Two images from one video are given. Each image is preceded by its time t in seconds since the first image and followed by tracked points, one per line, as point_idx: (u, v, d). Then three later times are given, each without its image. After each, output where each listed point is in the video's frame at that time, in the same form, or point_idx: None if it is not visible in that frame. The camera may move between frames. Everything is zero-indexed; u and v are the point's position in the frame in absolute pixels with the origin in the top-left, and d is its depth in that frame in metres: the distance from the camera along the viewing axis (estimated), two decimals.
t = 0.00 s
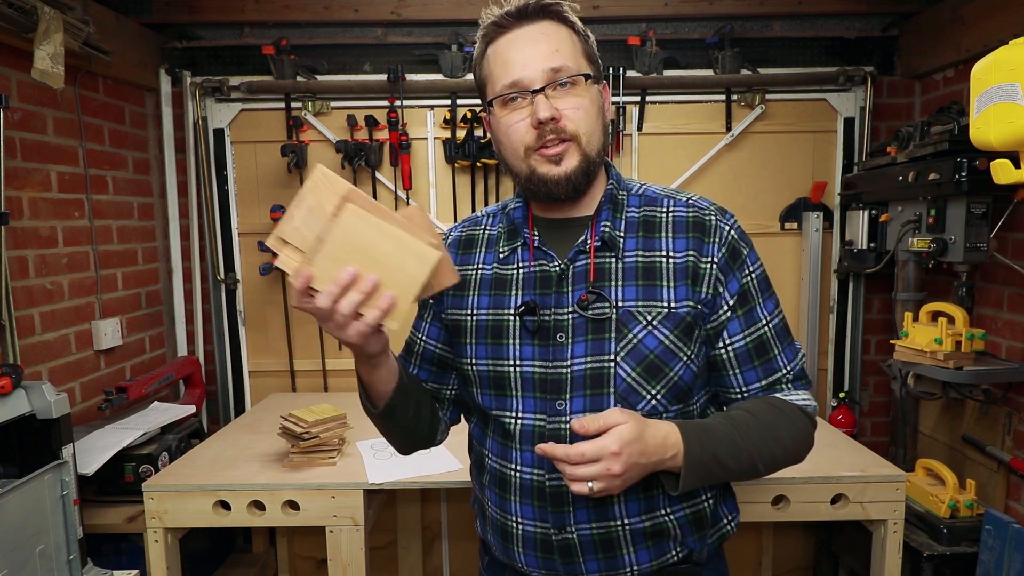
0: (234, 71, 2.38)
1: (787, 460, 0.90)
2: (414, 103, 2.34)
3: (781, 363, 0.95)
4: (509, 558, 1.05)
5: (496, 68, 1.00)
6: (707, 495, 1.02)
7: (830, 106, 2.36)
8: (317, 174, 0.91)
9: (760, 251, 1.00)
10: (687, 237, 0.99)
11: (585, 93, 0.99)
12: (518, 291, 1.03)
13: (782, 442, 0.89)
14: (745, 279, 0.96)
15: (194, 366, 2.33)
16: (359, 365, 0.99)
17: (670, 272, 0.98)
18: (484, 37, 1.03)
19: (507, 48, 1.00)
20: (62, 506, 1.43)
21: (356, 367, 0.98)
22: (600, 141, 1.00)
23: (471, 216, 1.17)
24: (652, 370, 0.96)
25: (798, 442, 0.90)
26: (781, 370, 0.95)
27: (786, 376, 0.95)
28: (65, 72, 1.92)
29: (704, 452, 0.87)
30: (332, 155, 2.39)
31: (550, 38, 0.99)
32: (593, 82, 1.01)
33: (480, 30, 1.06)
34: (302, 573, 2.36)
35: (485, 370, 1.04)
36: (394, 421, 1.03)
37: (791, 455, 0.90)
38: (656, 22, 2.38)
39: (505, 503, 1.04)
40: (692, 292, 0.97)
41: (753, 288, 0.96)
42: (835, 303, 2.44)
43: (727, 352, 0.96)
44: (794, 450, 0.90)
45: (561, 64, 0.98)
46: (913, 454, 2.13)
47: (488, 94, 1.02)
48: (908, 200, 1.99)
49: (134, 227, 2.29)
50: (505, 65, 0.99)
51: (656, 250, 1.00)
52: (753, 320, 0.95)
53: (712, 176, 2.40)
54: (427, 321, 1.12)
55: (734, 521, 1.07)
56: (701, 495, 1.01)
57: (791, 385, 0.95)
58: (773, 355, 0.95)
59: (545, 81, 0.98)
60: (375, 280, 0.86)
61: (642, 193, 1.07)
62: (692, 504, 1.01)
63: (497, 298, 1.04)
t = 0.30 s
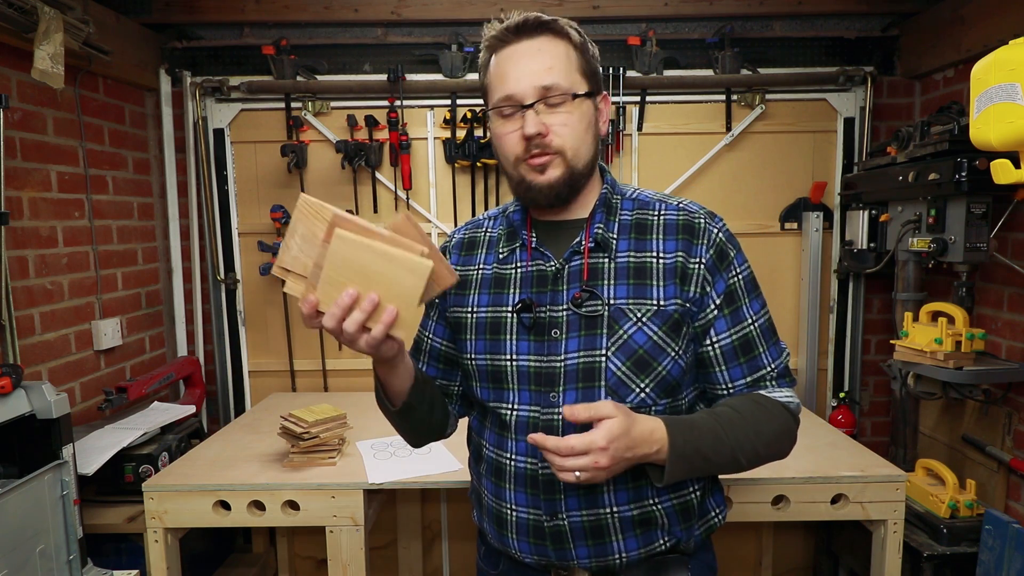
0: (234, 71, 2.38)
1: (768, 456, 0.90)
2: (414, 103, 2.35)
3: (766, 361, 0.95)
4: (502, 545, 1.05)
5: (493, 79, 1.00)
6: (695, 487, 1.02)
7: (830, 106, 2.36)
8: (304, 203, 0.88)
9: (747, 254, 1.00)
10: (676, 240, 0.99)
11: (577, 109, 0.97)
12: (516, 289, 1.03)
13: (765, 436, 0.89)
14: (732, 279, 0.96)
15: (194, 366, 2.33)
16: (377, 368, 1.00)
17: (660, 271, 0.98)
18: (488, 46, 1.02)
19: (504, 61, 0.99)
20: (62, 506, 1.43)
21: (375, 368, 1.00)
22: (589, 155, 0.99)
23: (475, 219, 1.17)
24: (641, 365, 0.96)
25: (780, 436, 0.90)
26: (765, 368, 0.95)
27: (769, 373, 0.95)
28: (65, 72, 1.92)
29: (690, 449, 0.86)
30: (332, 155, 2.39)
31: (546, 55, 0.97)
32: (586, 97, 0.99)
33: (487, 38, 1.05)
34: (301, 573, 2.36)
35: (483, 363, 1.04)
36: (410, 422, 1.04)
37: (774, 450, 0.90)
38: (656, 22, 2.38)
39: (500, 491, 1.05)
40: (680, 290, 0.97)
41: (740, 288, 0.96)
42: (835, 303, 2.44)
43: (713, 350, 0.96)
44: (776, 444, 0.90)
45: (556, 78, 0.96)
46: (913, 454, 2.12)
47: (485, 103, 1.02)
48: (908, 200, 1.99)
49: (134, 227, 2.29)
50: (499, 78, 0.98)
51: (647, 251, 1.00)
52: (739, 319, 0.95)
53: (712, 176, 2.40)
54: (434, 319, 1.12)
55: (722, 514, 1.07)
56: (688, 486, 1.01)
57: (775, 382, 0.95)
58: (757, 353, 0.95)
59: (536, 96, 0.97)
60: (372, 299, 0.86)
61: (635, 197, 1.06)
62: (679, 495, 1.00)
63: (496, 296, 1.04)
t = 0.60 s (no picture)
0: (234, 71, 2.38)
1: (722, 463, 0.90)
2: (414, 103, 2.34)
3: (738, 361, 0.93)
4: (493, 526, 1.08)
5: (500, 88, 0.99)
6: (680, 479, 1.00)
7: (830, 105, 2.36)
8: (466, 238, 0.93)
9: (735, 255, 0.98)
10: (666, 238, 0.99)
11: (581, 127, 0.98)
12: (514, 282, 1.05)
13: (723, 446, 0.88)
14: (713, 277, 0.95)
15: (194, 366, 2.33)
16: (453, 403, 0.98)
17: (647, 268, 0.98)
18: (497, 54, 1.01)
19: (512, 73, 0.97)
20: (62, 506, 1.43)
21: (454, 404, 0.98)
22: (589, 168, 1.01)
23: (482, 219, 1.19)
24: (623, 355, 0.96)
25: (742, 446, 0.89)
26: (737, 368, 0.93)
27: (739, 374, 0.93)
28: (65, 72, 1.92)
29: (640, 452, 0.87)
30: (332, 155, 2.39)
31: (553, 72, 0.96)
32: (590, 114, 0.99)
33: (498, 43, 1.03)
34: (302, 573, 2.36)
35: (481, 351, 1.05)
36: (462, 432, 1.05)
37: (734, 457, 0.90)
38: (656, 22, 2.38)
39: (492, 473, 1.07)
40: (664, 285, 0.97)
41: (720, 287, 0.95)
42: (835, 303, 2.44)
43: (687, 343, 0.95)
44: (736, 454, 0.89)
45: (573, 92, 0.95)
46: (913, 453, 2.12)
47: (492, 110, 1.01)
48: (908, 200, 1.99)
49: (134, 227, 2.29)
50: (507, 92, 0.98)
51: (637, 249, 0.99)
52: (716, 316, 0.94)
53: (712, 176, 2.40)
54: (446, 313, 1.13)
55: (709, 509, 1.05)
56: (672, 478, 1.00)
57: (744, 384, 0.93)
58: (730, 352, 0.93)
59: (542, 114, 0.96)
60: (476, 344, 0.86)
61: (631, 199, 1.06)
62: (663, 485, 0.99)
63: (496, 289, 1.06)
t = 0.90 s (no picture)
0: (234, 71, 2.38)
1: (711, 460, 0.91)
2: (414, 103, 2.34)
3: (735, 363, 0.94)
4: (486, 519, 1.08)
5: (511, 80, 1.00)
6: (671, 478, 0.99)
7: (830, 106, 2.36)
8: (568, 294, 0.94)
9: (733, 258, 0.99)
10: (663, 241, 0.98)
11: (590, 117, 0.98)
12: (513, 282, 1.05)
13: (716, 444, 0.90)
14: (710, 281, 0.96)
15: (194, 366, 2.33)
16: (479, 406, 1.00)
17: (643, 270, 0.98)
18: (507, 49, 1.03)
19: (524, 66, 0.99)
20: (62, 506, 1.43)
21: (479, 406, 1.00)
22: (596, 160, 1.01)
23: (486, 218, 1.18)
24: (617, 357, 0.97)
25: (734, 446, 0.90)
26: (735, 369, 0.94)
27: (737, 375, 0.94)
28: (65, 72, 1.92)
29: (635, 438, 0.89)
30: (332, 155, 2.39)
31: (563, 63, 0.98)
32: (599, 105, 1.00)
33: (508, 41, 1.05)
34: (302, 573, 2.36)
35: (479, 349, 1.06)
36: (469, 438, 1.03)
37: (725, 456, 0.91)
38: (656, 22, 2.38)
39: (485, 466, 1.07)
40: (659, 288, 0.97)
41: (717, 290, 0.95)
42: (835, 303, 2.44)
43: (684, 345, 0.96)
44: (728, 453, 0.91)
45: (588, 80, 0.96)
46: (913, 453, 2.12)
47: (501, 103, 1.02)
48: (908, 200, 1.99)
49: (134, 227, 2.29)
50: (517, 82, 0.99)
51: (634, 251, 0.99)
52: (713, 319, 0.95)
53: (712, 176, 2.40)
54: (449, 311, 1.14)
55: (701, 510, 1.04)
56: (662, 477, 0.99)
57: (742, 384, 0.94)
58: (728, 354, 0.94)
59: (552, 102, 0.97)
60: (526, 380, 0.89)
61: (630, 201, 1.06)
62: (653, 484, 0.99)
63: (495, 288, 1.06)
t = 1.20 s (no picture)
0: (234, 71, 2.38)
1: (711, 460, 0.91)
2: (414, 103, 2.35)
3: (736, 361, 0.94)
4: (486, 520, 1.08)
5: (510, 81, 1.00)
6: (671, 479, 1.00)
7: (830, 106, 2.36)
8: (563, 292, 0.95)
9: (734, 256, 0.98)
10: (663, 240, 0.99)
11: (588, 118, 0.98)
12: (514, 281, 1.05)
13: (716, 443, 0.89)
14: (710, 279, 0.95)
15: (194, 366, 2.33)
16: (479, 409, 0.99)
17: (644, 269, 0.98)
18: (506, 52, 1.02)
19: (523, 68, 0.98)
20: (62, 506, 1.43)
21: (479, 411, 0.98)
22: (595, 161, 1.01)
23: (487, 218, 1.18)
24: (616, 355, 0.97)
25: (734, 445, 0.90)
26: (736, 367, 0.94)
27: (739, 373, 0.94)
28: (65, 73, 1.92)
29: (634, 436, 0.89)
30: (332, 155, 2.39)
31: (561, 65, 0.97)
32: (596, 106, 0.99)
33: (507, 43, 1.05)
34: (302, 573, 2.36)
35: (480, 349, 1.06)
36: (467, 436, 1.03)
37: (726, 456, 0.91)
38: (656, 22, 2.38)
39: (484, 466, 1.08)
40: (659, 286, 0.97)
41: (718, 288, 0.95)
42: (835, 303, 2.44)
43: (685, 344, 0.96)
44: (729, 452, 0.91)
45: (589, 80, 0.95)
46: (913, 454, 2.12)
47: (500, 105, 1.02)
48: (908, 200, 1.99)
49: (134, 227, 2.29)
50: (516, 85, 0.98)
51: (634, 250, 0.99)
52: (713, 317, 0.94)
53: (712, 176, 2.40)
54: (449, 311, 1.15)
55: (701, 512, 1.04)
56: (662, 478, 0.99)
57: (743, 382, 0.93)
58: (728, 352, 0.94)
59: (551, 103, 0.97)
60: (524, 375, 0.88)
61: (631, 199, 1.06)
62: (653, 485, 0.99)
63: (495, 287, 1.06)
